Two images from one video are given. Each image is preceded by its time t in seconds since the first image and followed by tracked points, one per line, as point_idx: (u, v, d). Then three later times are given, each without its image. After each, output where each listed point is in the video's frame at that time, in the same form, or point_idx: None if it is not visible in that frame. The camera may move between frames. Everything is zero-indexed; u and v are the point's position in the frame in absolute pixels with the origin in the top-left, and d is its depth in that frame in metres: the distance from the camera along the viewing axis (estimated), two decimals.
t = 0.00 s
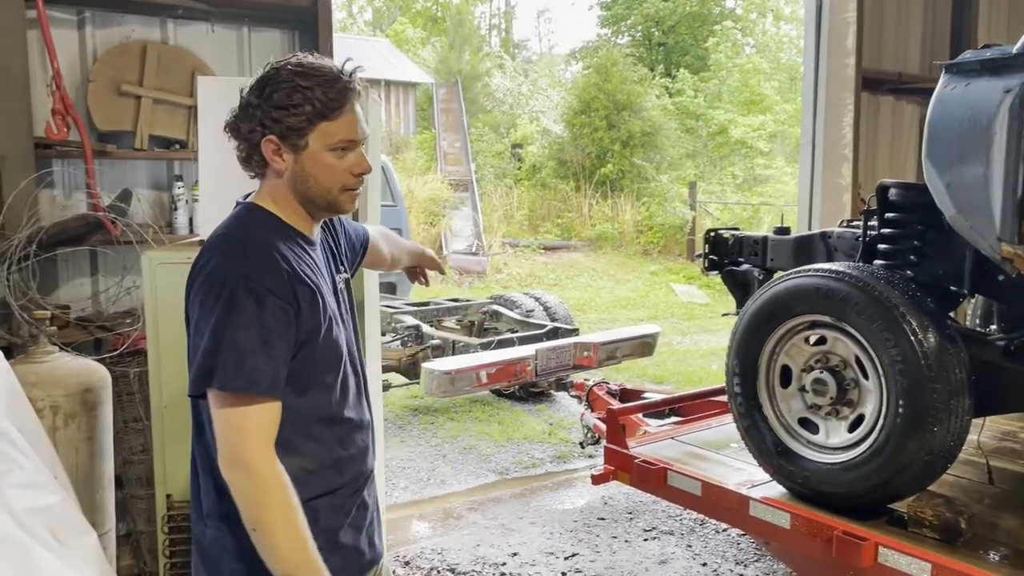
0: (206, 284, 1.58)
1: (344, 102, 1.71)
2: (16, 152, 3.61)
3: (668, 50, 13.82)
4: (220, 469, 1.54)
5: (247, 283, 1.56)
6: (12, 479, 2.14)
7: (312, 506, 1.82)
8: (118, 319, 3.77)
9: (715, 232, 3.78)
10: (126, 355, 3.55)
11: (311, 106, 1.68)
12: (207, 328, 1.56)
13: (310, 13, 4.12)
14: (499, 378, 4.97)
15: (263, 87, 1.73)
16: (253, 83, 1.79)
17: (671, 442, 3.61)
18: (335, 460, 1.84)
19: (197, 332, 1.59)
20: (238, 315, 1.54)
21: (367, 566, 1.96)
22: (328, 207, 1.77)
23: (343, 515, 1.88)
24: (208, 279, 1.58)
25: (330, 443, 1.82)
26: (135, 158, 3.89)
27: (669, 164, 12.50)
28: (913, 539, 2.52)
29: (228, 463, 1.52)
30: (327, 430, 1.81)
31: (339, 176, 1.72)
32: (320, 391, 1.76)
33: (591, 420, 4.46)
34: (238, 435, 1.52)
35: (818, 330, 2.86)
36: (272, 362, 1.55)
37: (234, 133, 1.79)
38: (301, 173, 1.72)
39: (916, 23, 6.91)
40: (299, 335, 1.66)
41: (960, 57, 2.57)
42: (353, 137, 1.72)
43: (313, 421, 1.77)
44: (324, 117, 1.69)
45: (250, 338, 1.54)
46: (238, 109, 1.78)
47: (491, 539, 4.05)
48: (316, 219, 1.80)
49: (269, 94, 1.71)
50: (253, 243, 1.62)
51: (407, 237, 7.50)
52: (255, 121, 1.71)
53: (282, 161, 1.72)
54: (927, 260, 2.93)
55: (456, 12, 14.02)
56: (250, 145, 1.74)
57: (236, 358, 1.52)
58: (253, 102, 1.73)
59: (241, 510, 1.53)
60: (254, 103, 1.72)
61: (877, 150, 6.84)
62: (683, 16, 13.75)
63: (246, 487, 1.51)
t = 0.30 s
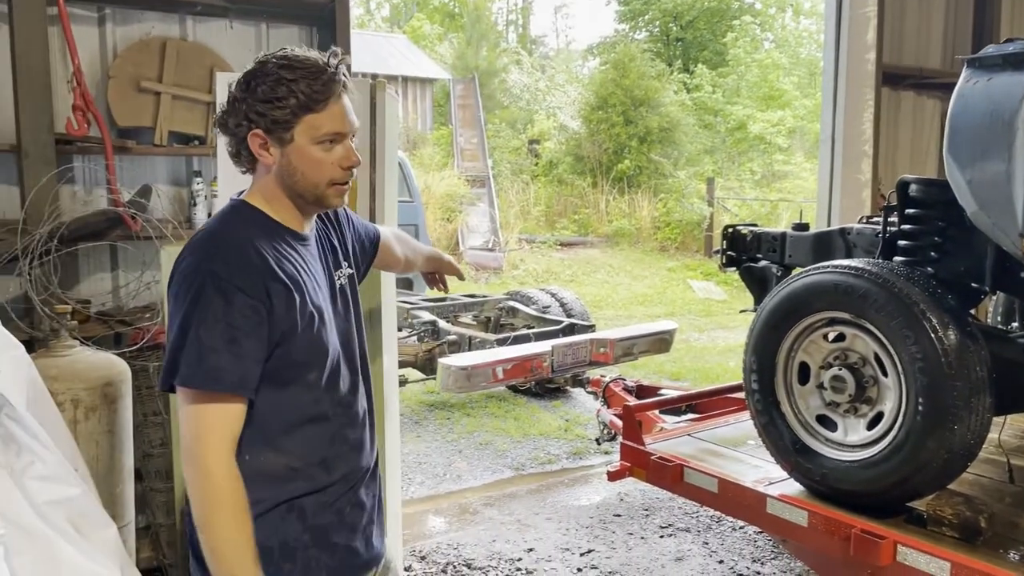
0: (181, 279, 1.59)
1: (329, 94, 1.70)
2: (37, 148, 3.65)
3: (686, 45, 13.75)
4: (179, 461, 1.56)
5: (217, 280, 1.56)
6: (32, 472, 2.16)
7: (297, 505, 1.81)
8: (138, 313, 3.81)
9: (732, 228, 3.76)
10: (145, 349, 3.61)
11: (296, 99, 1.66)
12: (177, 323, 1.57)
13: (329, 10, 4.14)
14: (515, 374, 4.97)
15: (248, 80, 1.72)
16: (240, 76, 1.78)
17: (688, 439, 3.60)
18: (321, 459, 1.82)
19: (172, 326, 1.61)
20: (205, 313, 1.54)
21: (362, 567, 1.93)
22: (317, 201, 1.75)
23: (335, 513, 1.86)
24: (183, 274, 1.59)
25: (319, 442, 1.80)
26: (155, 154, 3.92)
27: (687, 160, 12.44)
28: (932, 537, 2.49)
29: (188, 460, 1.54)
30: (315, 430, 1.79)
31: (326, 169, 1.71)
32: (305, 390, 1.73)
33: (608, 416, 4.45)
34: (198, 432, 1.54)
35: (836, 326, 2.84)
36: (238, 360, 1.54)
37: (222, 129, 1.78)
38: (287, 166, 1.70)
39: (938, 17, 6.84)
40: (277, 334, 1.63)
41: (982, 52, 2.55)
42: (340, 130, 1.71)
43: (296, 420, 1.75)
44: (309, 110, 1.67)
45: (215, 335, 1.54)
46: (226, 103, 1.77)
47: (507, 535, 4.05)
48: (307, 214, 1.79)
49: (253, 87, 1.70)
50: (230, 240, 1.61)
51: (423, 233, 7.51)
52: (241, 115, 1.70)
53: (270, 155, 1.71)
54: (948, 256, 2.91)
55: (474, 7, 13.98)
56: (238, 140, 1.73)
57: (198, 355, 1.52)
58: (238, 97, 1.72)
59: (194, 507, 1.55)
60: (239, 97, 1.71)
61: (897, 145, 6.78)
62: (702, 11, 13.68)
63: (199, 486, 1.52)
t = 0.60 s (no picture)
0: (182, 277, 1.60)
1: (332, 91, 1.71)
2: (57, 145, 3.68)
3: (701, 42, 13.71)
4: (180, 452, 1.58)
5: (216, 278, 1.57)
6: (52, 466, 2.19)
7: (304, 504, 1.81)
8: (155, 309, 3.84)
9: (748, 226, 3.76)
10: (163, 345, 3.64)
11: (299, 96, 1.68)
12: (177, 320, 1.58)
13: (344, 7, 4.15)
14: (529, 372, 4.97)
15: (251, 79, 1.73)
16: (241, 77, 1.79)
17: (703, 437, 3.59)
18: (326, 457, 1.82)
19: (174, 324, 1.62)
20: (204, 309, 1.55)
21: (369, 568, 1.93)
22: (323, 199, 1.75)
23: (343, 512, 1.86)
24: (184, 272, 1.60)
25: (324, 439, 1.81)
26: (171, 151, 3.94)
27: (702, 157, 12.39)
28: (949, 537, 2.48)
29: (188, 457, 1.57)
30: (319, 428, 1.79)
31: (331, 166, 1.71)
32: (306, 388, 1.74)
33: (622, 413, 4.45)
34: (199, 427, 1.56)
35: (852, 325, 2.83)
36: (235, 358, 1.55)
37: (227, 130, 1.78)
38: (292, 164, 1.71)
39: (957, 12, 6.78)
40: (277, 331, 1.64)
41: (1002, 48, 2.53)
42: (344, 126, 1.72)
43: (300, 416, 1.75)
44: (313, 108, 1.68)
45: (212, 332, 1.55)
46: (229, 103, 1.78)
47: (521, 531, 4.06)
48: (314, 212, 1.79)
49: (257, 86, 1.71)
50: (230, 237, 1.62)
51: (437, 230, 7.53)
52: (245, 114, 1.71)
53: (276, 153, 1.72)
54: (966, 255, 2.89)
55: (488, 3, 14.29)
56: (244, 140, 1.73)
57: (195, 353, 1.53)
58: (242, 96, 1.73)
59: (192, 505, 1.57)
60: (243, 97, 1.72)
61: (915, 142, 6.74)
62: (717, 7, 13.64)
63: (199, 481, 1.55)
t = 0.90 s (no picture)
0: (189, 277, 1.61)
1: (336, 78, 1.72)
2: (71, 142, 3.71)
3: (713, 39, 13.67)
4: (191, 454, 1.58)
5: (221, 275, 1.57)
6: (67, 461, 2.20)
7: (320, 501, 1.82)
8: (168, 305, 3.86)
9: (760, 224, 3.74)
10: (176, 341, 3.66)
11: (303, 83, 1.69)
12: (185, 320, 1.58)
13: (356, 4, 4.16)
14: (539, 369, 4.97)
15: (257, 69, 1.74)
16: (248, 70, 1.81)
17: (713, 436, 3.59)
18: (341, 452, 1.83)
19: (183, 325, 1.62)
20: (211, 306, 1.56)
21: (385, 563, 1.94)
22: (325, 188, 1.75)
23: (359, 508, 1.88)
24: (191, 272, 1.61)
25: (338, 434, 1.81)
26: (184, 148, 3.96)
27: (713, 155, 12.35)
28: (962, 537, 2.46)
29: (202, 461, 1.55)
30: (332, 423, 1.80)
31: (334, 154, 1.72)
32: (318, 383, 1.74)
33: (632, 411, 4.45)
34: (209, 425, 1.55)
35: (865, 324, 2.82)
36: (245, 353, 1.55)
37: (232, 121, 1.79)
38: (295, 152, 1.71)
39: (971, 9, 6.73)
40: (286, 326, 1.64)
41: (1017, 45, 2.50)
42: (346, 113, 1.72)
43: (312, 411, 1.76)
44: (316, 94, 1.69)
45: (220, 329, 1.55)
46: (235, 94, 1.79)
47: (531, 529, 4.06)
48: (317, 203, 1.79)
49: (261, 75, 1.72)
50: (234, 235, 1.62)
51: (448, 227, 7.55)
52: (249, 102, 1.72)
53: (279, 141, 1.72)
54: (980, 254, 2.87)
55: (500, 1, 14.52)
56: (248, 128, 1.74)
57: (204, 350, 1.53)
58: (247, 85, 1.74)
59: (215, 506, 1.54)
60: (248, 86, 1.73)
61: (928, 140, 6.70)
62: (729, 4, 13.60)
63: (216, 482, 1.53)
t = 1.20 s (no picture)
0: (199, 274, 1.61)
1: (351, 85, 1.72)
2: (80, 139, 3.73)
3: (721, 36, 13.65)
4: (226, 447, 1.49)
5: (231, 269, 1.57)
6: (76, 456, 2.22)
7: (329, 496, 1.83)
8: (176, 301, 3.87)
9: (768, 222, 3.74)
10: (184, 337, 3.67)
11: (319, 89, 1.69)
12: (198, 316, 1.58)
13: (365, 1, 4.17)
14: (546, 366, 4.98)
15: (272, 69, 1.73)
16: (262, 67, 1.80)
17: (720, 434, 3.58)
18: (351, 447, 1.84)
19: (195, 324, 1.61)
20: (222, 300, 1.55)
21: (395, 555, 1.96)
22: (333, 190, 1.75)
23: (368, 502, 1.89)
24: (200, 270, 1.61)
25: (347, 429, 1.82)
26: (193, 145, 3.97)
27: (720, 153, 12.33)
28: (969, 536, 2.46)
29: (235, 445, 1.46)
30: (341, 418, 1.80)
31: (344, 159, 1.72)
32: (328, 378, 1.74)
33: (638, 409, 4.44)
34: (241, 412, 1.48)
35: (873, 322, 2.81)
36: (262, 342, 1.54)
37: (242, 118, 1.78)
38: (306, 154, 1.71)
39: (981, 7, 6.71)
40: (297, 318, 1.64)
41: None
42: (357, 121, 1.72)
43: (321, 405, 1.76)
44: (331, 101, 1.69)
45: (234, 320, 1.53)
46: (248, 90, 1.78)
47: (537, 526, 4.06)
48: (324, 204, 1.79)
49: (276, 77, 1.71)
50: (241, 231, 1.63)
51: (455, 225, 7.55)
52: (262, 103, 1.71)
53: (289, 143, 1.72)
54: (988, 252, 2.85)
55: None
56: (259, 127, 1.73)
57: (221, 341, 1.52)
58: (261, 85, 1.73)
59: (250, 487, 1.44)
60: (262, 86, 1.73)
61: (937, 138, 6.68)
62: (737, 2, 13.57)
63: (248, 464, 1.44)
